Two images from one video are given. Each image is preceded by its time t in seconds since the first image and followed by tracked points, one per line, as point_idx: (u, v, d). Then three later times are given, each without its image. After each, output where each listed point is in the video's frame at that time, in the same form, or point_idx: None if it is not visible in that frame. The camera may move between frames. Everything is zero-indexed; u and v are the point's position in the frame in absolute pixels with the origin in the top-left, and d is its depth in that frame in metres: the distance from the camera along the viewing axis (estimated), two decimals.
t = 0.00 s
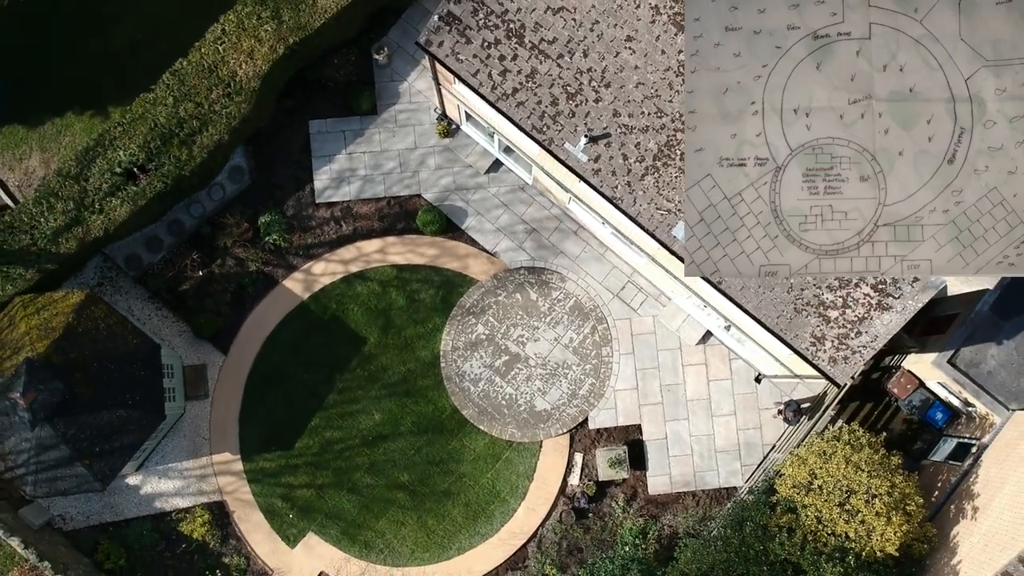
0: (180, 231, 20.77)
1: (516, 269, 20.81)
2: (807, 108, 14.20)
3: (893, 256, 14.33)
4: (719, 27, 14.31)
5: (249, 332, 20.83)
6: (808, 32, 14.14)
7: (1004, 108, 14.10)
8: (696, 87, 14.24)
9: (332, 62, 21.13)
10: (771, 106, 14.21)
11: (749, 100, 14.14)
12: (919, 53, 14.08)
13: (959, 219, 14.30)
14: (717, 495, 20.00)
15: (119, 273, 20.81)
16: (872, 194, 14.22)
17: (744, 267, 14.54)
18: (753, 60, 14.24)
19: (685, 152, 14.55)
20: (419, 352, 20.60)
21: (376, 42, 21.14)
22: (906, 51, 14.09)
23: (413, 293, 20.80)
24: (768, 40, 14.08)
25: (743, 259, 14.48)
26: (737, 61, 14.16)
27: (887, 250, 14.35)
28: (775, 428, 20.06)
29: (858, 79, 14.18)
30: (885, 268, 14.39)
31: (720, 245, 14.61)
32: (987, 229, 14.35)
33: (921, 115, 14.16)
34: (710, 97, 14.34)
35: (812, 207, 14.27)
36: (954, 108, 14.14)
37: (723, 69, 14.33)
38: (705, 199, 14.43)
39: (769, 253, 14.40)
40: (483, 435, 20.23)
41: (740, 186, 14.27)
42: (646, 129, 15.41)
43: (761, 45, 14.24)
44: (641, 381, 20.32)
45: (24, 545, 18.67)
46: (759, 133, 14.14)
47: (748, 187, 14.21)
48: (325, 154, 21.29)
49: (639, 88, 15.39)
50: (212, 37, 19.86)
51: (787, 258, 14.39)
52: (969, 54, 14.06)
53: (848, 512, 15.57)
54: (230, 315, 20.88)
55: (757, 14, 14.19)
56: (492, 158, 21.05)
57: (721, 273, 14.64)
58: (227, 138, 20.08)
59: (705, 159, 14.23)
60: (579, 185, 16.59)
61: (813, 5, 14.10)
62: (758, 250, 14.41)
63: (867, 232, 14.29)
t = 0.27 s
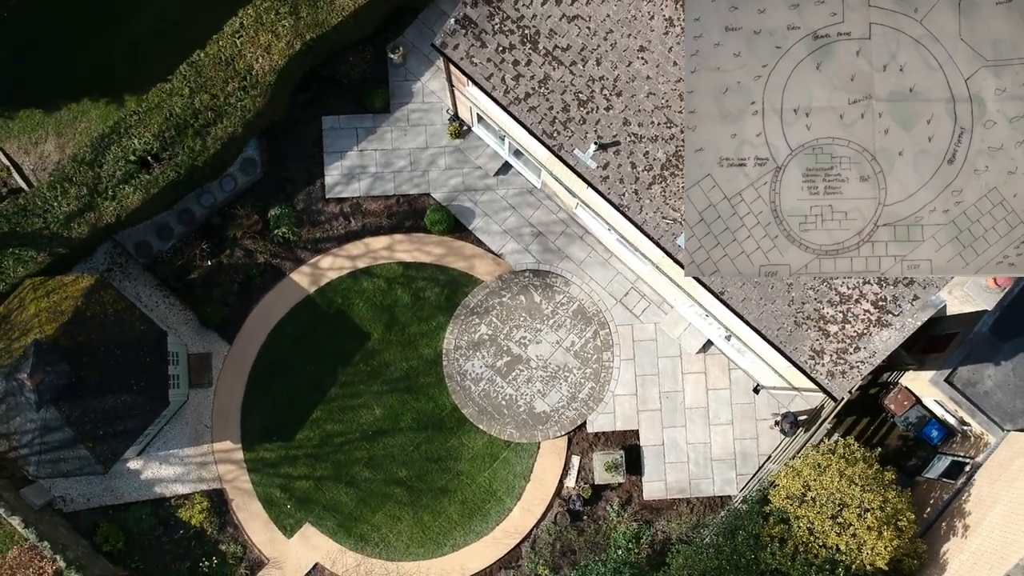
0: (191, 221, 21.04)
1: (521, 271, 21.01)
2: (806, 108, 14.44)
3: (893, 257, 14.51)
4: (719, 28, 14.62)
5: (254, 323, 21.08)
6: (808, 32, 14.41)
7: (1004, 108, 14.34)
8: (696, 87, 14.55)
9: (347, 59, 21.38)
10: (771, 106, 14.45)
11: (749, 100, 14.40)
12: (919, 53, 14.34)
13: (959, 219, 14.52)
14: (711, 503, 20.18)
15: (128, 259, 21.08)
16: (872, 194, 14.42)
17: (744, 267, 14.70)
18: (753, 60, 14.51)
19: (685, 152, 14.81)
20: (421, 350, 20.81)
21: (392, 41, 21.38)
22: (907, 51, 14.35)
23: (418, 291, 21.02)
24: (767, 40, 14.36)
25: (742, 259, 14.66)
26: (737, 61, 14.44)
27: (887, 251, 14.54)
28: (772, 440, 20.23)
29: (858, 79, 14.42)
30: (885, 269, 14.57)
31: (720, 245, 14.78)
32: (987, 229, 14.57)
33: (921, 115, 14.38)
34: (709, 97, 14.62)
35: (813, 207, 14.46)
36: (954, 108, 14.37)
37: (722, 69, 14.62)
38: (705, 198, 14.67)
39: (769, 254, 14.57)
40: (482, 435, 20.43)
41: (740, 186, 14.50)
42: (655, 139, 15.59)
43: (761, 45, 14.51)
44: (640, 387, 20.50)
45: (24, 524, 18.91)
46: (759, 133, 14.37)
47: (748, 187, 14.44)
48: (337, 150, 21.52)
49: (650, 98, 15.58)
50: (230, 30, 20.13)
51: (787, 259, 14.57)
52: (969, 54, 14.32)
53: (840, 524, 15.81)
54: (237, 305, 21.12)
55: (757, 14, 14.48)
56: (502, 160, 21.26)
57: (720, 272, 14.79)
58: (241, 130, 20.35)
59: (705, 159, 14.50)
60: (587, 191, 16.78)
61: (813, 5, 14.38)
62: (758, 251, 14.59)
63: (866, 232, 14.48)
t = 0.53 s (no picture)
0: (201, 211, 21.30)
1: (525, 272, 21.22)
2: (806, 108, 14.77)
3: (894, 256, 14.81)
4: (719, 28, 15.00)
5: (260, 315, 21.32)
6: (808, 32, 14.78)
7: (1004, 108, 14.68)
8: (696, 87, 14.99)
9: (362, 57, 21.62)
10: (771, 106, 14.79)
11: (749, 100, 14.77)
12: (919, 53, 14.71)
13: (959, 219, 14.83)
14: (706, 509, 20.37)
15: (138, 247, 21.33)
16: (872, 194, 14.72)
17: (744, 267, 14.98)
18: (753, 60, 14.88)
19: (686, 152, 15.18)
20: (424, 347, 21.03)
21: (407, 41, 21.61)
22: (906, 52, 14.71)
23: (423, 289, 21.23)
24: (768, 40, 14.74)
25: (743, 259, 14.95)
26: (737, 61, 14.83)
27: (888, 251, 14.83)
28: (768, 448, 20.41)
29: (858, 79, 14.77)
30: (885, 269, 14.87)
31: (721, 245, 15.07)
32: (986, 229, 14.88)
33: (921, 115, 14.72)
34: (710, 97, 15.02)
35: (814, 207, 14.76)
36: (954, 108, 14.70)
37: (723, 69, 14.99)
38: (705, 198, 14.99)
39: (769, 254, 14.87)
40: (482, 433, 20.64)
41: (740, 186, 14.83)
42: (663, 147, 15.77)
43: (762, 45, 14.89)
44: (639, 392, 20.68)
45: (26, 505, 19.13)
46: (759, 134, 14.71)
47: (748, 187, 14.76)
48: (348, 146, 21.75)
49: (659, 106, 15.76)
50: (247, 25, 20.35)
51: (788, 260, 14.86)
52: (969, 54, 14.70)
53: (833, 534, 16.05)
54: (244, 296, 21.36)
55: (757, 14, 14.85)
56: (511, 162, 21.47)
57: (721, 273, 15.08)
58: (255, 124, 20.59)
59: (704, 159, 14.86)
60: (594, 196, 17.00)
61: (813, 6, 14.78)
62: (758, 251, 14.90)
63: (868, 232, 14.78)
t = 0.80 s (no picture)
0: (211, 203, 21.56)
1: (530, 274, 21.41)
2: (807, 108, 15.75)
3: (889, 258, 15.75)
4: (720, 28, 15.87)
5: (265, 308, 21.56)
6: (808, 32, 15.76)
7: (1004, 108, 15.72)
8: (696, 87, 15.83)
9: (374, 56, 21.83)
10: (771, 106, 15.75)
11: (749, 100, 15.73)
12: (919, 53, 15.74)
13: (959, 219, 15.75)
14: (701, 514, 20.55)
15: (147, 238, 21.58)
16: (872, 194, 15.70)
17: (744, 268, 15.80)
18: (753, 60, 15.83)
19: (687, 152, 15.97)
20: (427, 345, 21.23)
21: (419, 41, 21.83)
22: (906, 52, 15.73)
23: (428, 287, 21.44)
24: (768, 41, 15.70)
25: (742, 259, 15.78)
26: (738, 61, 15.78)
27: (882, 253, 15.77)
28: (764, 456, 20.59)
29: (858, 80, 15.77)
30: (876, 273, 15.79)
31: (721, 245, 15.86)
32: (987, 229, 15.76)
33: (921, 115, 15.73)
34: (710, 97, 15.85)
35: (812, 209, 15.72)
36: (954, 108, 15.73)
37: (723, 69, 15.86)
38: (705, 199, 15.82)
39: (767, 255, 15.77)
40: (481, 432, 20.84)
41: (741, 186, 15.74)
42: (669, 155, 15.95)
43: (762, 45, 15.84)
44: (638, 396, 20.85)
45: (29, 489, 19.36)
46: (758, 134, 15.67)
47: (749, 187, 15.69)
48: (357, 144, 21.97)
49: (667, 115, 15.96)
50: (262, 21, 20.57)
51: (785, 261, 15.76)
52: (969, 54, 15.74)
53: (826, 543, 16.29)
54: (250, 289, 21.60)
55: (757, 14, 15.79)
56: (518, 164, 21.68)
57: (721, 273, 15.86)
58: (266, 119, 20.82)
59: (705, 159, 15.72)
60: (599, 201, 17.21)
61: (813, 6, 15.77)
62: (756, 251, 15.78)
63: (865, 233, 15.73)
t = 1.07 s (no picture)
0: (220, 197, 21.80)
1: (533, 277, 21.61)
2: (807, 108, 15.20)
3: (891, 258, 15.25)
4: (720, 27, 15.51)
5: (270, 302, 21.78)
6: (808, 32, 15.22)
7: (1004, 108, 15.07)
8: (696, 88, 15.55)
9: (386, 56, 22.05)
10: (771, 106, 15.25)
11: (749, 100, 15.26)
12: (919, 53, 15.12)
13: (959, 219, 15.21)
14: (694, 521, 20.69)
15: (155, 228, 21.82)
16: (872, 194, 15.13)
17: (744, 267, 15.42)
18: (753, 60, 15.38)
19: (687, 152, 15.74)
20: (428, 344, 21.43)
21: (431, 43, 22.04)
22: (906, 52, 15.13)
23: (431, 287, 21.64)
24: (768, 41, 15.22)
25: (743, 259, 15.42)
26: (737, 61, 15.35)
27: (885, 252, 15.23)
28: (759, 466, 20.75)
29: (858, 79, 15.20)
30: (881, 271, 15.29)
31: (721, 244, 15.55)
32: (987, 229, 15.26)
33: (921, 115, 15.12)
34: (710, 97, 15.51)
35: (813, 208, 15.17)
36: (954, 108, 15.10)
37: (723, 69, 15.49)
38: (705, 199, 15.54)
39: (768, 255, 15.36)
40: (479, 432, 21.03)
41: (741, 186, 15.31)
42: (675, 165, 16.11)
43: (762, 46, 15.37)
44: (637, 402, 21.02)
45: (30, 473, 19.58)
46: (759, 134, 15.18)
47: (748, 187, 15.24)
48: (367, 142, 22.19)
49: (674, 124, 16.11)
50: (276, 18, 20.79)
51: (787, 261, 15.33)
52: (969, 54, 15.11)
53: (817, 554, 16.53)
54: (256, 282, 21.82)
55: (757, 14, 15.33)
56: (526, 168, 21.87)
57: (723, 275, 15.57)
58: (278, 115, 21.06)
59: (705, 159, 15.42)
60: (604, 208, 17.40)
61: (813, 6, 15.22)
62: (756, 252, 15.39)
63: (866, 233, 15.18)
